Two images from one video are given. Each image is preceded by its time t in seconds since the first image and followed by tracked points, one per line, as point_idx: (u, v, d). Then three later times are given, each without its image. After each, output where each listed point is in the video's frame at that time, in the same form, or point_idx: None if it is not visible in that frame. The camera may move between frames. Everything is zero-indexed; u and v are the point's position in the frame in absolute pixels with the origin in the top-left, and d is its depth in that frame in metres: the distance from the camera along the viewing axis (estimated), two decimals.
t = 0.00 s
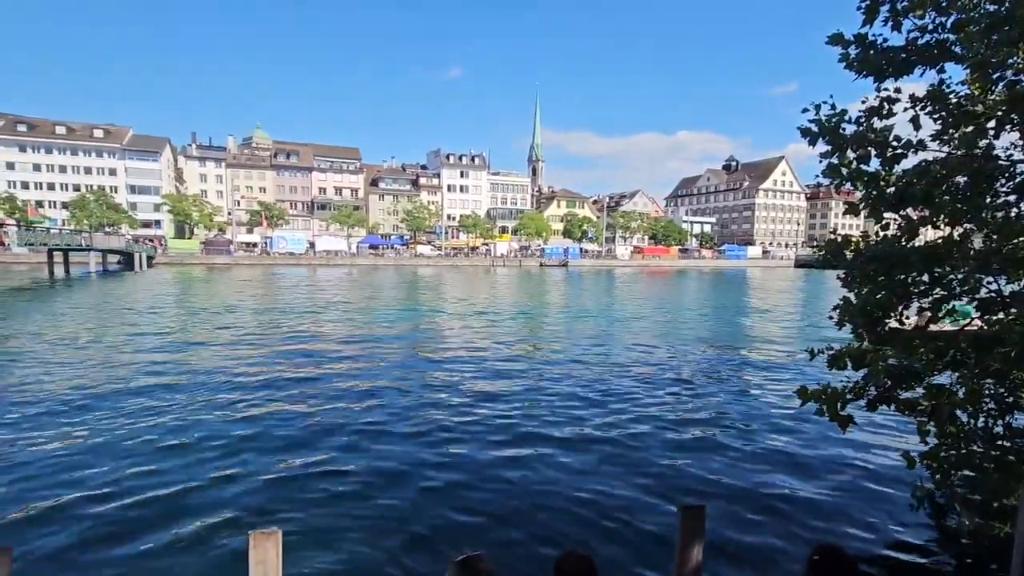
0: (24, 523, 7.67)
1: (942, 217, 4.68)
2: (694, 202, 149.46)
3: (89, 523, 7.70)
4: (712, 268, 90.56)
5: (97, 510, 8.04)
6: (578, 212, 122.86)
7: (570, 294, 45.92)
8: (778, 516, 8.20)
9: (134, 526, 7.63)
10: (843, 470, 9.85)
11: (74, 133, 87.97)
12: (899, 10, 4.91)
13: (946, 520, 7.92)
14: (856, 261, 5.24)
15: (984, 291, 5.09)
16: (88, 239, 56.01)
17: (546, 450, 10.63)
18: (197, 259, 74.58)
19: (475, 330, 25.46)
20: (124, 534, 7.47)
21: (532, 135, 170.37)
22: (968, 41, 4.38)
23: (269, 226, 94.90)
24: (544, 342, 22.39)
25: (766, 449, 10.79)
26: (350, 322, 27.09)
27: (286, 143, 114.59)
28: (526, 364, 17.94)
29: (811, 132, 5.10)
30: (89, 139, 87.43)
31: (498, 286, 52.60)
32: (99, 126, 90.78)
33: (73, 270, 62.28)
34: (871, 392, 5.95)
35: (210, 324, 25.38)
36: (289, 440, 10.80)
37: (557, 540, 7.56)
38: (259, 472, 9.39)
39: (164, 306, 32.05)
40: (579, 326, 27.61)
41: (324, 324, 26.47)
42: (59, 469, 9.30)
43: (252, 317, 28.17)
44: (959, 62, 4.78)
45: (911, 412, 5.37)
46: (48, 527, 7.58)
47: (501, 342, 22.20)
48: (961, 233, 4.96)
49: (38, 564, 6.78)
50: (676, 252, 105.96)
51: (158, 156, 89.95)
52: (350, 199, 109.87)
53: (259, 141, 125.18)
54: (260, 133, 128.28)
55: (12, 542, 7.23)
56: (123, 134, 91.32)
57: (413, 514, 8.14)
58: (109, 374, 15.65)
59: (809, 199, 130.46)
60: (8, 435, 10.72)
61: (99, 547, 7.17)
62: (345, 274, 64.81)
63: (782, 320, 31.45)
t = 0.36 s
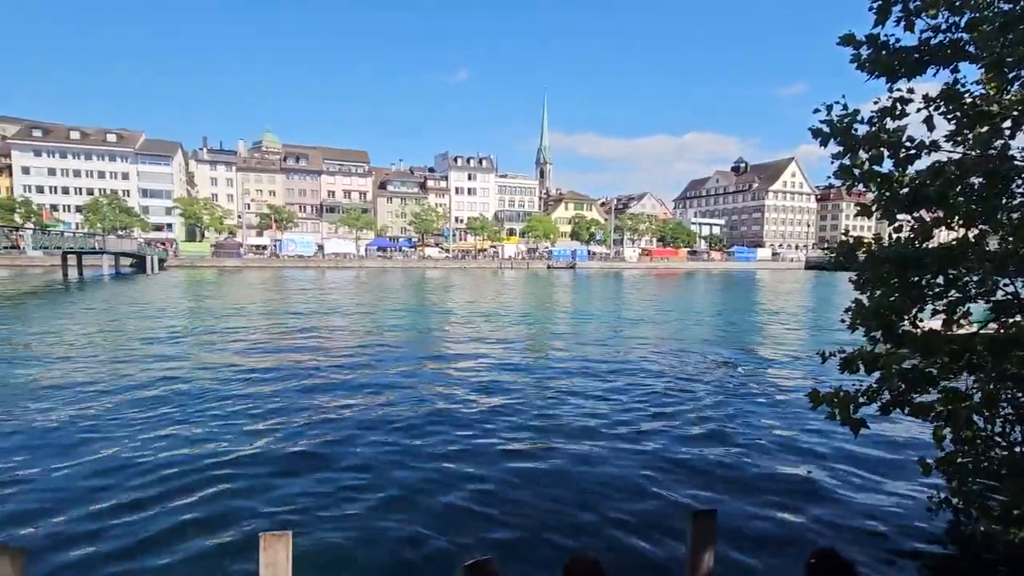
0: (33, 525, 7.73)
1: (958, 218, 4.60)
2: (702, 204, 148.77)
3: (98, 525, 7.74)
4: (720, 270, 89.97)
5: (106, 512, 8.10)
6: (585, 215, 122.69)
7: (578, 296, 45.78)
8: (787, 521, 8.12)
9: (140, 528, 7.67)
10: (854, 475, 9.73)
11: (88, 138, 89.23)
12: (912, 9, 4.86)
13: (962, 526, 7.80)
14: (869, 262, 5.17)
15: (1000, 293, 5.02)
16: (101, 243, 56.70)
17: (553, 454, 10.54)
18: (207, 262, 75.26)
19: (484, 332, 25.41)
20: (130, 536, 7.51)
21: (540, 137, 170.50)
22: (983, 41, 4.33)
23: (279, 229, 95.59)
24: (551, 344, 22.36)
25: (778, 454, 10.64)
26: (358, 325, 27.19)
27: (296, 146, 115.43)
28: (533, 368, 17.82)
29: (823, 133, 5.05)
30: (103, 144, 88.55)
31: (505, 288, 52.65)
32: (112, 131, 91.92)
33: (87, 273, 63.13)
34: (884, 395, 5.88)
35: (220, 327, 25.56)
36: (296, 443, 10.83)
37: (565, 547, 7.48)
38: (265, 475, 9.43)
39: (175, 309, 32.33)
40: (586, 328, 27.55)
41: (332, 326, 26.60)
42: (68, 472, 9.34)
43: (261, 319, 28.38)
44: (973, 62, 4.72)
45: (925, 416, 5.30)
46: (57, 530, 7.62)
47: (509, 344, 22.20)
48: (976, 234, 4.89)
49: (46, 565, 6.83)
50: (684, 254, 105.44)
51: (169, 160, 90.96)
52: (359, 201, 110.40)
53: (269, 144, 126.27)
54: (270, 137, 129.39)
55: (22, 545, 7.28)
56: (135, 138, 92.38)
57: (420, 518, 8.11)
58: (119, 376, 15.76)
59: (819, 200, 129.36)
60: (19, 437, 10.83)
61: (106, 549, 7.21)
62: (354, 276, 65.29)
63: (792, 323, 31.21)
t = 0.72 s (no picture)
0: (39, 525, 7.74)
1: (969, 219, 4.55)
2: (710, 206, 148.19)
3: (104, 526, 7.76)
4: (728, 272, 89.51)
5: (113, 513, 8.12)
6: (592, 216, 122.56)
7: (585, 298, 45.72)
8: (796, 526, 8.03)
9: (146, 529, 7.68)
10: (864, 479, 9.62)
11: (99, 142, 90.36)
12: (922, 8, 4.81)
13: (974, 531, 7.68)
14: (879, 263, 5.11)
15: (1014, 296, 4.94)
16: (112, 245, 57.40)
17: (559, 457, 10.49)
18: (216, 264, 75.85)
19: (490, 334, 25.40)
20: (136, 536, 7.53)
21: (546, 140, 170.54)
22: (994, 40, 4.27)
23: (287, 232, 96.19)
24: (558, 347, 22.36)
25: (787, 458, 10.54)
26: (365, 327, 27.32)
27: (304, 150, 116.19)
28: (539, 370, 17.75)
29: (831, 134, 5.01)
30: (114, 147, 89.66)
31: (512, 290, 52.69)
32: (123, 134, 93.01)
33: (98, 275, 63.96)
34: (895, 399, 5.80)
35: (228, 329, 25.72)
36: (303, 445, 10.86)
37: (571, 550, 7.43)
38: (271, 476, 9.44)
39: (184, 311, 32.64)
40: (593, 330, 27.52)
41: (339, 328, 26.76)
42: (74, 472, 9.39)
43: (269, 321, 28.61)
44: (985, 61, 4.66)
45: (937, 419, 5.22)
46: (63, 530, 7.64)
47: (515, 346, 22.24)
48: (987, 235, 4.82)
49: (53, 565, 6.85)
50: (692, 256, 104.98)
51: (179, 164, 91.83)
52: (366, 204, 110.89)
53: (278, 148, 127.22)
54: (279, 141, 130.37)
55: (29, 545, 7.30)
56: (146, 142, 93.42)
57: (425, 519, 8.10)
58: (127, 378, 15.83)
59: (828, 202, 128.44)
60: (27, 438, 10.88)
61: (112, 549, 7.23)
62: (361, 279, 65.43)
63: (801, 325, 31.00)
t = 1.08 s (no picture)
0: (47, 524, 7.83)
1: (977, 218, 4.53)
2: (715, 206, 147.86)
3: (109, 527, 7.79)
4: (734, 272, 89.32)
5: (117, 513, 8.14)
6: (596, 217, 122.50)
7: (589, 299, 45.59)
8: (803, 527, 7.98)
9: (149, 530, 7.70)
10: (871, 481, 9.55)
11: (107, 144, 91.12)
12: (930, 6, 4.77)
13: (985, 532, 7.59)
14: (886, 263, 5.06)
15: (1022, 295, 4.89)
16: (119, 246, 57.91)
17: (563, 457, 10.51)
18: (222, 265, 76.28)
19: (494, 335, 25.39)
20: (141, 537, 7.56)
21: (551, 140, 170.73)
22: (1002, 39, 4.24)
23: (292, 232, 96.65)
24: (563, 347, 22.35)
25: (793, 459, 10.46)
26: (371, 327, 27.44)
27: (309, 151, 116.71)
28: (543, 371, 17.71)
29: (837, 133, 4.97)
30: (121, 149, 90.35)
31: (517, 291, 52.82)
32: (130, 136, 93.70)
33: (105, 276, 64.53)
34: (903, 399, 5.75)
35: (234, 329, 25.84)
36: (309, 444, 10.95)
37: (576, 551, 7.41)
38: (276, 477, 9.45)
39: (190, 311, 32.84)
40: (598, 330, 27.52)
41: (344, 329, 26.90)
42: (78, 472, 9.44)
43: (275, 322, 28.80)
44: (994, 59, 4.62)
45: (945, 420, 5.17)
46: (69, 530, 7.67)
47: (520, 347, 22.24)
48: (995, 235, 4.78)
49: (58, 567, 6.87)
50: (697, 256, 104.72)
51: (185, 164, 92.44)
52: (371, 204, 111.23)
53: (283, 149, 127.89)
54: (285, 142, 131.05)
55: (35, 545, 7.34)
56: (152, 143, 94.09)
57: (430, 520, 8.08)
58: (132, 378, 15.89)
59: (834, 201, 127.88)
60: (31, 439, 10.93)
61: (116, 550, 7.25)
62: (366, 279, 65.67)
63: (807, 325, 30.87)
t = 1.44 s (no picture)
0: (53, 520, 7.87)
1: (984, 217, 4.51)
2: (719, 206, 147.48)
3: (113, 523, 7.81)
4: (738, 272, 89.08)
5: (120, 511, 8.14)
6: (600, 216, 122.37)
7: (594, 298, 45.53)
8: (806, 528, 7.94)
9: (151, 528, 7.70)
10: (878, 482, 9.50)
11: (113, 144, 91.66)
12: (937, 4, 4.74)
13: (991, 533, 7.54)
14: (893, 262, 5.03)
15: None
16: (125, 245, 58.20)
17: (566, 456, 10.49)
18: (227, 264, 76.56)
19: (498, 335, 25.35)
20: (144, 533, 7.58)
21: (555, 139, 170.69)
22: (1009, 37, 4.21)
23: (297, 232, 96.94)
24: (566, 347, 22.34)
25: (798, 460, 10.38)
26: (374, 326, 27.50)
27: (313, 150, 117.05)
28: (546, 371, 17.67)
29: (843, 132, 4.95)
30: (127, 149, 90.82)
31: (520, 290, 52.81)
32: (136, 135, 94.18)
33: (111, 275, 64.98)
34: (908, 399, 5.72)
35: (237, 328, 25.92)
36: (312, 443, 10.97)
37: (580, 550, 7.39)
38: (279, 476, 9.44)
39: (195, 310, 33.00)
40: (601, 330, 27.51)
41: (347, 328, 26.98)
42: (81, 470, 9.44)
43: (279, 321, 28.92)
44: (1001, 57, 4.59)
45: (951, 420, 5.15)
46: (74, 527, 7.69)
47: (523, 346, 22.24)
48: (1003, 235, 4.75)
49: (62, 562, 6.90)
50: (701, 256, 104.43)
51: (190, 164, 92.85)
52: (375, 204, 111.43)
53: (287, 148, 128.33)
54: (289, 141, 131.48)
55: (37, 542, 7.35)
56: (158, 143, 94.52)
57: (431, 519, 8.08)
58: (137, 378, 15.93)
59: (839, 201, 127.31)
60: (36, 437, 10.97)
61: (121, 547, 7.29)
62: (370, 278, 65.78)
63: (812, 325, 30.74)
